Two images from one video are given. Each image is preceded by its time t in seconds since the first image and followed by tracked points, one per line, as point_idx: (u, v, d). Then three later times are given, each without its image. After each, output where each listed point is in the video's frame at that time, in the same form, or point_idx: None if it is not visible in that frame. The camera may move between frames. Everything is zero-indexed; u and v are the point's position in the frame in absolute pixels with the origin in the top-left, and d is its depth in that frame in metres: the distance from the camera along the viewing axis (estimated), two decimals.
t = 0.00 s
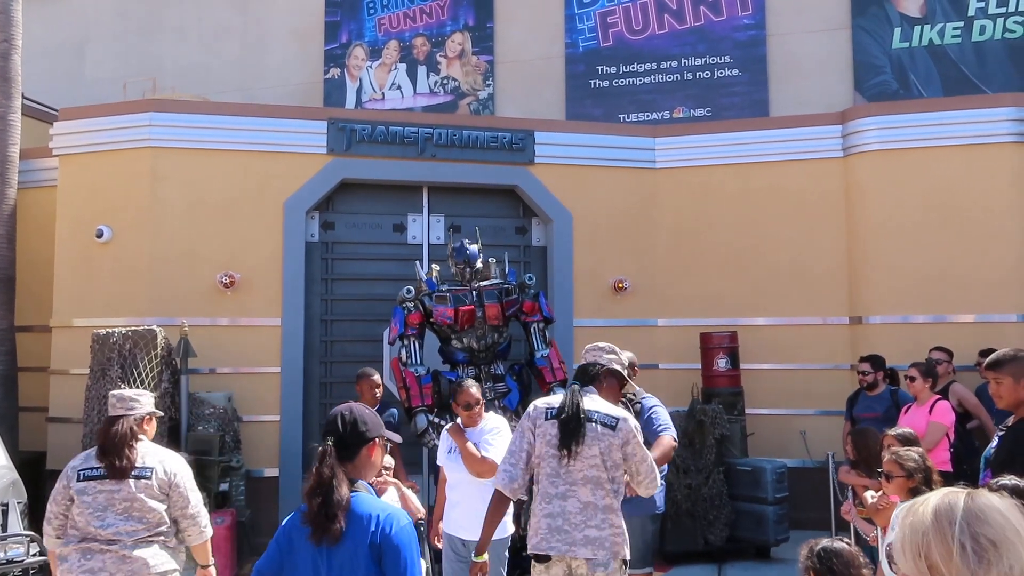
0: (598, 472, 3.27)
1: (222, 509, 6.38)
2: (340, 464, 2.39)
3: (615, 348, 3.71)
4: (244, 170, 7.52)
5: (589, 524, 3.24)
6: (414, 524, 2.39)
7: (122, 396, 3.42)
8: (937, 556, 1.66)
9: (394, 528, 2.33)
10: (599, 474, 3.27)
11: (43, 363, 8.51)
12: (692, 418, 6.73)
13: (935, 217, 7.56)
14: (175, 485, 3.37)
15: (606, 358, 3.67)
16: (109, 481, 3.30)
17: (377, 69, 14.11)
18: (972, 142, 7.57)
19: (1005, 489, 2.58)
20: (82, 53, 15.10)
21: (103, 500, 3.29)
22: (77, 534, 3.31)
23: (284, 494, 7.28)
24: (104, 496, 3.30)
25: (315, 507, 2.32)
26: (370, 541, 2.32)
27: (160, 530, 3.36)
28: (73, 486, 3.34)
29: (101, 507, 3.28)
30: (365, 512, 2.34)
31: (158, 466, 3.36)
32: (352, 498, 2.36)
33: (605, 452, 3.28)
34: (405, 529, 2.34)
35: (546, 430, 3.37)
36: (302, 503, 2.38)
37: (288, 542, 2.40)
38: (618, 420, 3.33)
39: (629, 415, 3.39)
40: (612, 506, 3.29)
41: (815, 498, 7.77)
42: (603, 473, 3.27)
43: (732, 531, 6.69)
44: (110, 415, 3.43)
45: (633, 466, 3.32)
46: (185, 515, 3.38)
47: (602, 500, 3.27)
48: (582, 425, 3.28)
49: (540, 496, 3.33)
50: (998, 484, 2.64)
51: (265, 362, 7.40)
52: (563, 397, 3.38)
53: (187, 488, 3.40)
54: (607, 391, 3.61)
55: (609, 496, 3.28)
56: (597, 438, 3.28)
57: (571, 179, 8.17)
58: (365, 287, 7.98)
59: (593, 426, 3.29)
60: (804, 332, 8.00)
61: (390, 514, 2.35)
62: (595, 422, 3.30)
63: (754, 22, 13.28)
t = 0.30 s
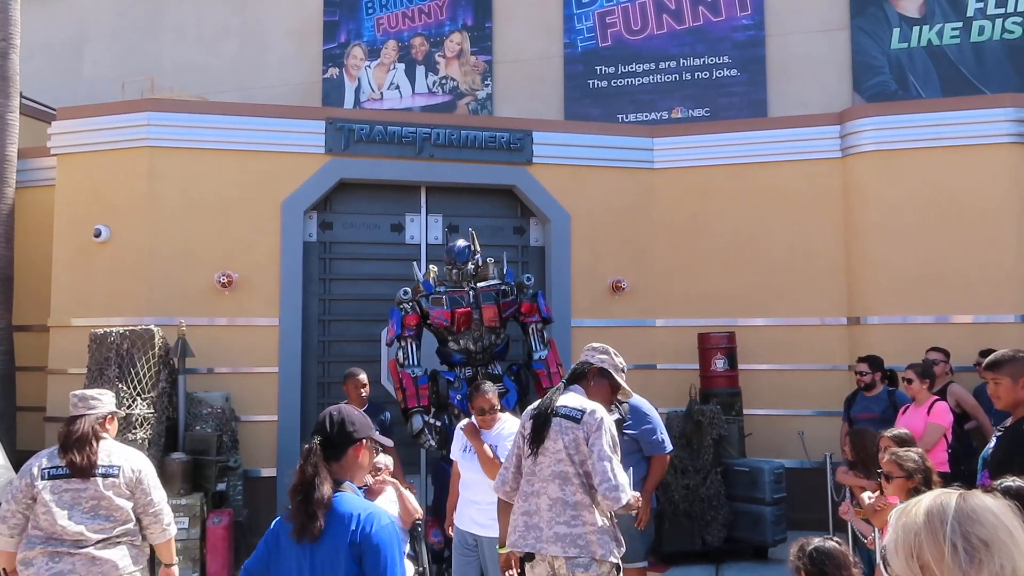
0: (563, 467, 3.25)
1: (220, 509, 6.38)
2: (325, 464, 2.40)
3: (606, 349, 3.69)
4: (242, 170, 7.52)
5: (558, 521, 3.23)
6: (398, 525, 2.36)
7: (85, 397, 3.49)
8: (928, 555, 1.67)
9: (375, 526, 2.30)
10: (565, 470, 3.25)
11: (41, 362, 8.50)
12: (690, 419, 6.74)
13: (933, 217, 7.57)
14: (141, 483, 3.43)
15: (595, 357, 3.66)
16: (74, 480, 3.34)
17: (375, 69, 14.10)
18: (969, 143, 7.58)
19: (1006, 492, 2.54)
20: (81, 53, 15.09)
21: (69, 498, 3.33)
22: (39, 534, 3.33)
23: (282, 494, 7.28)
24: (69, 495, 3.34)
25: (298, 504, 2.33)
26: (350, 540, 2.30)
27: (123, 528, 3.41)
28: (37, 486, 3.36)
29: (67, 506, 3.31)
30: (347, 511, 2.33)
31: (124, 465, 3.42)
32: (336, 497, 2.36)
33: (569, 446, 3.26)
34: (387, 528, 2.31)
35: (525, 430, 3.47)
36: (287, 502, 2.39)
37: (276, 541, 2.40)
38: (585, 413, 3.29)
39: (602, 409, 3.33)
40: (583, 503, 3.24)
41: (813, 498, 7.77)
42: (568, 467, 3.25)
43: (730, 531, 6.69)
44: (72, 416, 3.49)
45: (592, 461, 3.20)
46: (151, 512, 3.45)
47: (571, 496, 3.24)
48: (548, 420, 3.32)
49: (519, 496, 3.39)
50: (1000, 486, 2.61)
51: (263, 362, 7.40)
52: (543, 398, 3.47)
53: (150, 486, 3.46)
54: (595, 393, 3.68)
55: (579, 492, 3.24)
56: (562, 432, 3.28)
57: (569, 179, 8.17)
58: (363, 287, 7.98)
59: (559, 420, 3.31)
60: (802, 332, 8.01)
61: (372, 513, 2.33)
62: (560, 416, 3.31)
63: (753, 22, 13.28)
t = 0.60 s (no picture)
0: (567, 467, 3.25)
1: (216, 509, 6.38)
2: (318, 465, 2.38)
3: (607, 345, 3.65)
4: (240, 169, 7.51)
5: (565, 523, 3.22)
6: (392, 526, 2.33)
7: (63, 396, 3.53)
8: (916, 547, 1.67)
9: (367, 528, 2.28)
10: (569, 470, 3.24)
11: (36, 361, 8.48)
12: (687, 419, 6.77)
13: (930, 219, 7.57)
14: (120, 477, 3.47)
15: (598, 355, 3.61)
16: (54, 477, 3.38)
17: (373, 68, 14.08)
18: (967, 145, 7.59)
19: (1002, 495, 2.54)
20: (78, 52, 15.07)
21: (50, 495, 3.37)
22: (22, 532, 3.38)
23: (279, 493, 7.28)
24: (49, 492, 3.38)
25: (285, 505, 2.33)
26: (342, 542, 2.28)
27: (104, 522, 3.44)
28: (17, 485, 3.40)
29: (49, 503, 3.36)
30: (340, 512, 2.31)
31: (103, 460, 3.45)
32: (326, 498, 2.34)
33: (572, 445, 3.25)
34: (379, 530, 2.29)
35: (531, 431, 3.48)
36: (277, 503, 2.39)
37: (270, 541, 2.41)
38: (587, 410, 3.28)
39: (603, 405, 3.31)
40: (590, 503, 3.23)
41: (809, 498, 7.78)
42: (572, 467, 3.24)
43: (726, 531, 6.70)
44: (53, 415, 3.54)
45: (583, 457, 3.19)
46: (131, 505, 3.47)
47: (577, 497, 3.23)
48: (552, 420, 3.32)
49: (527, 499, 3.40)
50: (996, 487, 2.61)
51: (260, 362, 7.39)
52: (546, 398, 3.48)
53: (130, 479, 3.48)
54: (596, 388, 3.62)
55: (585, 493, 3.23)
56: (565, 431, 3.27)
57: (567, 179, 8.17)
58: (360, 287, 7.98)
59: (562, 419, 3.30)
60: (799, 333, 8.02)
61: (366, 515, 2.31)
62: (562, 415, 3.30)
63: (751, 23, 13.29)
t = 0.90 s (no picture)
0: (617, 474, 3.26)
1: (215, 508, 6.39)
2: (330, 468, 2.39)
3: (652, 351, 3.64)
4: (238, 169, 7.51)
5: (609, 531, 3.23)
6: (411, 533, 2.32)
7: (65, 398, 3.52)
8: (897, 539, 1.68)
9: (386, 534, 2.26)
10: (617, 477, 3.26)
11: (34, 361, 8.47)
12: (685, 418, 6.75)
13: (928, 217, 7.58)
14: (116, 479, 3.56)
15: (642, 361, 3.60)
16: (54, 477, 3.45)
17: (372, 67, 14.07)
18: (964, 143, 7.59)
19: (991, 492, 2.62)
20: (76, 51, 15.06)
21: (48, 495, 3.43)
22: (18, 529, 3.42)
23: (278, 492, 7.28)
24: (48, 491, 3.44)
25: (294, 511, 2.33)
26: (362, 549, 2.25)
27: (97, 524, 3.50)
28: (15, 484, 3.43)
29: (46, 502, 3.41)
30: (359, 519, 2.29)
31: (101, 463, 3.54)
32: (339, 503, 2.34)
33: (623, 451, 3.27)
34: (399, 537, 2.27)
35: (570, 434, 3.48)
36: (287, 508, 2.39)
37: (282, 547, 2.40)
38: (639, 417, 3.31)
39: (655, 414, 3.35)
40: (633, 512, 3.25)
41: (808, 497, 7.79)
42: (620, 474, 3.26)
43: (725, 529, 6.71)
44: (52, 415, 3.54)
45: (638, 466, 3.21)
46: (121, 508, 3.54)
47: (622, 505, 3.24)
48: (600, 425, 3.32)
49: (563, 503, 3.39)
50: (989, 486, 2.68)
51: (258, 361, 7.39)
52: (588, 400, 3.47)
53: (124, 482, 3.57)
54: (642, 394, 3.54)
55: (630, 501, 3.25)
56: (614, 438, 3.29)
57: (565, 178, 8.17)
58: (359, 286, 7.98)
59: (612, 424, 3.31)
60: (798, 332, 8.03)
61: (385, 521, 2.29)
62: (614, 421, 3.31)
63: (749, 22, 13.30)
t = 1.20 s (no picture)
0: (678, 480, 3.17)
1: (216, 510, 6.40)
2: (357, 476, 2.35)
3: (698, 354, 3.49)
4: (239, 170, 7.51)
5: (667, 541, 3.14)
6: (444, 544, 2.28)
7: (69, 396, 3.76)
8: (892, 538, 1.68)
9: (420, 545, 2.23)
10: (677, 483, 3.17)
11: (36, 362, 8.49)
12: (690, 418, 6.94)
13: (930, 217, 7.57)
14: (117, 474, 3.81)
15: (693, 365, 3.45)
16: (56, 470, 3.65)
17: (373, 68, 14.08)
18: (966, 143, 7.58)
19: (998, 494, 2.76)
20: (77, 52, 15.07)
21: (50, 488, 3.63)
22: (15, 524, 3.58)
23: (280, 493, 7.28)
24: (50, 484, 3.64)
25: (320, 521, 2.28)
26: (396, 560, 2.21)
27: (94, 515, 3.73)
28: (21, 476, 3.60)
29: (49, 495, 3.61)
30: (392, 530, 2.25)
31: (102, 458, 3.79)
32: (369, 513, 2.29)
33: (685, 456, 3.18)
34: (433, 548, 2.24)
35: (617, 433, 3.34)
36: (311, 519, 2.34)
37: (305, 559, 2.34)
38: (701, 421, 3.22)
39: (713, 417, 3.28)
40: (692, 521, 3.17)
41: (810, 497, 7.78)
42: (681, 481, 3.17)
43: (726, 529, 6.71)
44: (52, 410, 3.77)
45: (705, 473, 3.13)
46: (120, 500, 3.83)
47: (681, 513, 3.16)
48: (660, 428, 3.21)
49: (611, 507, 3.28)
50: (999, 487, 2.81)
51: (260, 362, 7.39)
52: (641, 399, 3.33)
53: (122, 477, 3.84)
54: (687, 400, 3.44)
55: (690, 510, 3.17)
56: (674, 442, 3.19)
57: (567, 178, 8.17)
58: (360, 287, 7.97)
59: (672, 428, 3.21)
60: (800, 332, 8.02)
61: (419, 531, 2.25)
62: (675, 424, 3.21)
63: (750, 22, 13.30)
